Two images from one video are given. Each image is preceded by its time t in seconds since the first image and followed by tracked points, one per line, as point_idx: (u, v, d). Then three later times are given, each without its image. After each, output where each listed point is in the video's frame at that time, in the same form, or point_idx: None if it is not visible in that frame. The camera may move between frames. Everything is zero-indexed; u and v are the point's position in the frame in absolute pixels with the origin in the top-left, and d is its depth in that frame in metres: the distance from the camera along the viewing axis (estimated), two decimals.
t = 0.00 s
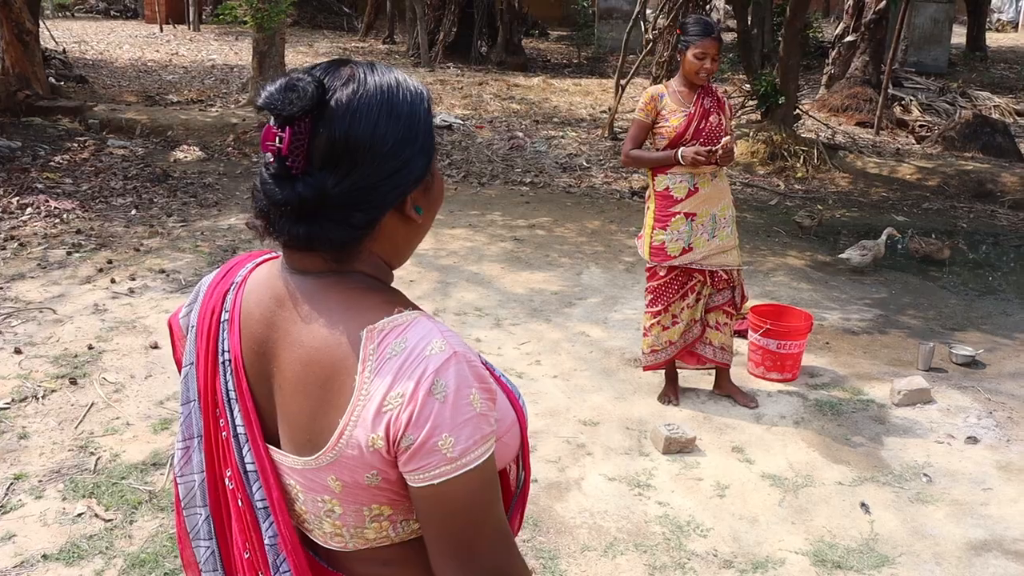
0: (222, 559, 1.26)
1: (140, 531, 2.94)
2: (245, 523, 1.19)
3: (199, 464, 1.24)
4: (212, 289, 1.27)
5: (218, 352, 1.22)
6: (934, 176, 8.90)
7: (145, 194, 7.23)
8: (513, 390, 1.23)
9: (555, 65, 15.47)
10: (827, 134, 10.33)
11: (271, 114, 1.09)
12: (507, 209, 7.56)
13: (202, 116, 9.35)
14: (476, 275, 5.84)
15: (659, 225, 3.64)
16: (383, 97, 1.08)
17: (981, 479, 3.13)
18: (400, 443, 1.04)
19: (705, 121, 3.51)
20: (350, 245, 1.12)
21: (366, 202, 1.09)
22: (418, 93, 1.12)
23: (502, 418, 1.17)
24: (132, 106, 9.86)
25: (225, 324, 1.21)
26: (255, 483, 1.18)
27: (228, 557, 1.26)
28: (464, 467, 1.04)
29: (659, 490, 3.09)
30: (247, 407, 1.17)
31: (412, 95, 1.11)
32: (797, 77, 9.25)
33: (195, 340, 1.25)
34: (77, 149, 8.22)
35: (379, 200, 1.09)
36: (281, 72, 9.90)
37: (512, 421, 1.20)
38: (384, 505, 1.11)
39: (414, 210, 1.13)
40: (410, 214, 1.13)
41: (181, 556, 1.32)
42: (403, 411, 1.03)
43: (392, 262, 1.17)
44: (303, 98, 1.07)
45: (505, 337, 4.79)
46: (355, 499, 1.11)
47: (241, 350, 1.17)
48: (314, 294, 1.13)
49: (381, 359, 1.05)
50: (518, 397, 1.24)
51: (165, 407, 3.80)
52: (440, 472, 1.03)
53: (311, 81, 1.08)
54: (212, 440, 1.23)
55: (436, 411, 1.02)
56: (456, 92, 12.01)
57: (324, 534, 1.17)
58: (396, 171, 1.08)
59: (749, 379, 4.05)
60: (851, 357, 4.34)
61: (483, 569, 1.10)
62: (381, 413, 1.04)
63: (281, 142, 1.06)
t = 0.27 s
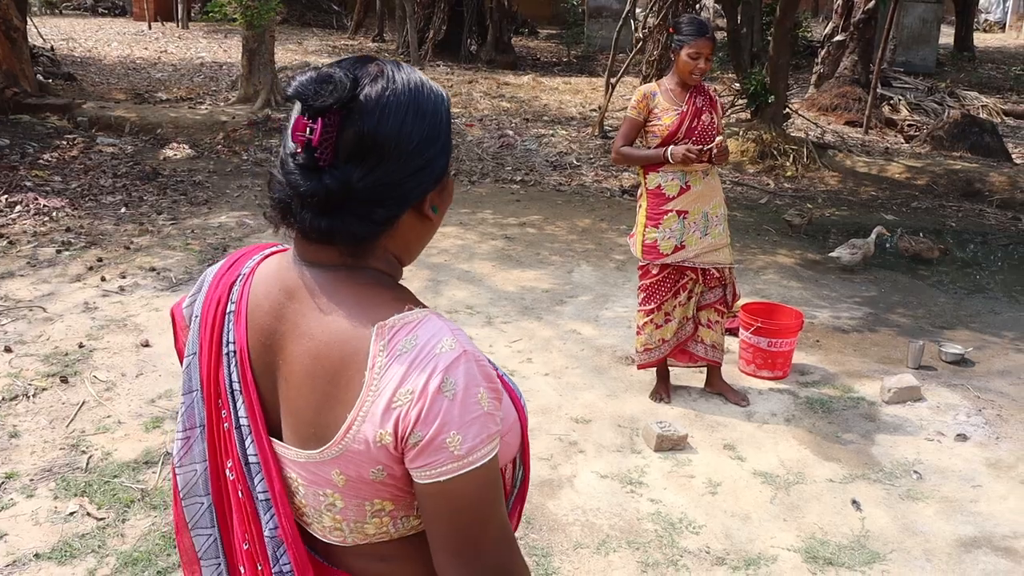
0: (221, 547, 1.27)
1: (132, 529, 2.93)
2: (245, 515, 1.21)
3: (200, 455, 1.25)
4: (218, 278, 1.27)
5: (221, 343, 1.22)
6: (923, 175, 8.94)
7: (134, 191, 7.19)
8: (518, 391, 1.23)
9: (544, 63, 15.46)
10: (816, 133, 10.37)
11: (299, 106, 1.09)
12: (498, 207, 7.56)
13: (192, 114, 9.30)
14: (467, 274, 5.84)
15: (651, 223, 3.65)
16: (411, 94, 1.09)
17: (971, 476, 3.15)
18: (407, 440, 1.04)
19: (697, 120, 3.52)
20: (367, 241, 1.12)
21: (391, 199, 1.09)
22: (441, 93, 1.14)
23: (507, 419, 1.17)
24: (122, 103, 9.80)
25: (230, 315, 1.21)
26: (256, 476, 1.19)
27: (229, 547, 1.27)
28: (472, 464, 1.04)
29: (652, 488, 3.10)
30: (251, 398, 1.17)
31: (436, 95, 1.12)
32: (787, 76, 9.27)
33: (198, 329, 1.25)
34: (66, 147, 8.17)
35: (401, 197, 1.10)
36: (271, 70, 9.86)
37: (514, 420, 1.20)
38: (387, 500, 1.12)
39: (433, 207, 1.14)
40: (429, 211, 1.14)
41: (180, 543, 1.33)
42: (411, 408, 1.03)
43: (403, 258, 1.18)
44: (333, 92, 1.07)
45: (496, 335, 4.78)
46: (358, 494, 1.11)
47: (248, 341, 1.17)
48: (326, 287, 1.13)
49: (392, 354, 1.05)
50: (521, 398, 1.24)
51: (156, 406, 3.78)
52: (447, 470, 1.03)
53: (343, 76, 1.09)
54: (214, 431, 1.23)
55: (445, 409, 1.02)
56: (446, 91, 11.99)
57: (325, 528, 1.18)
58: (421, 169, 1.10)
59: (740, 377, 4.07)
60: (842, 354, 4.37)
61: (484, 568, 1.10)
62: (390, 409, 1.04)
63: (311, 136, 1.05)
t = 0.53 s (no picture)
0: (221, 529, 1.28)
1: (123, 527, 2.90)
2: (247, 493, 1.22)
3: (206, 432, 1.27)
4: (231, 261, 1.30)
5: (232, 323, 1.25)
6: (912, 173, 8.98)
7: (124, 187, 7.14)
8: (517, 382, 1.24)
9: (535, 61, 15.45)
10: (806, 131, 10.40)
11: (315, 109, 1.10)
12: (489, 204, 7.54)
13: (182, 110, 9.24)
14: (458, 270, 5.82)
15: (643, 220, 3.65)
16: (424, 94, 1.11)
17: (960, 472, 3.17)
18: (398, 423, 1.05)
19: (690, 116, 3.51)
20: (375, 236, 1.14)
21: (402, 197, 1.11)
22: (452, 91, 1.15)
23: (503, 408, 1.18)
24: (111, 99, 9.73)
25: (241, 296, 1.24)
26: (258, 453, 1.21)
27: (229, 527, 1.28)
28: (460, 451, 1.05)
29: (643, 484, 3.10)
30: (255, 378, 1.20)
31: (447, 93, 1.14)
32: (777, 74, 9.29)
33: (211, 309, 1.28)
34: (55, 143, 8.11)
35: (411, 195, 1.12)
36: (262, 67, 9.81)
37: (513, 411, 1.21)
38: (380, 482, 1.13)
39: (441, 203, 1.16)
40: (437, 206, 1.16)
41: (179, 526, 1.34)
42: (402, 392, 1.04)
43: (408, 251, 1.20)
44: (348, 95, 1.08)
45: (488, 332, 4.78)
46: (352, 475, 1.13)
47: (255, 323, 1.20)
48: (331, 274, 1.15)
49: (387, 340, 1.07)
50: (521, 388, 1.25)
51: (147, 402, 3.76)
52: (436, 455, 1.04)
53: (358, 78, 1.10)
54: (220, 410, 1.26)
55: (435, 395, 1.03)
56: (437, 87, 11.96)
57: (322, 508, 1.19)
58: (432, 168, 1.12)
59: (731, 374, 4.08)
60: (831, 351, 4.39)
61: (472, 556, 1.10)
62: (381, 393, 1.05)
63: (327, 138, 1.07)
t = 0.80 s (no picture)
0: (234, 505, 1.31)
1: (112, 526, 2.87)
2: (260, 467, 1.27)
3: (222, 409, 1.31)
4: (248, 244, 1.34)
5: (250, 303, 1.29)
6: (902, 171, 9.00)
7: (114, 186, 7.09)
8: (522, 364, 1.25)
9: (526, 59, 15.43)
10: (797, 129, 10.42)
11: (313, 103, 1.11)
12: (480, 202, 7.52)
13: (172, 108, 9.18)
14: (449, 269, 5.80)
15: (635, 218, 3.63)
16: (418, 76, 1.11)
17: (951, 469, 3.17)
18: (394, 395, 1.07)
19: (681, 114, 3.51)
20: (379, 219, 1.16)
21: (404, 179, 1.13)
22: (444, 71, 1.16)
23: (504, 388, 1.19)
24: (101, 97, 9.66)
25: (258, 276, 1.28)
26: (273, 427, 1.25)
27: (243, 501, 1.31)
28: (455, 424, 1.06)
29: (634, 483, 3.09)
30: (269, 354, 1.24)
31: (440, 73, 1.15)
32: (768, 72, 9.31)
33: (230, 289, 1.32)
34: (45, 141, 8.05)
35: (413, 177, 1.13)
36: (252, 65, 9.76)
37: (515, 392, 1.22)
38: (382, 456, 1.16)
39: (442, 182, 1.18)
40: (439, 185, 1.18)
41: (201, 503, 1.38)
42: (398, 365, 1.06)
43: (413, 230, 1.21)
44: (344, 86, 1.09)
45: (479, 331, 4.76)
46: (355, 448, 1.16)
47: (269, 301, 1.24)
48: (338, 255, 1.17)
49: (383, 315, 1.09)
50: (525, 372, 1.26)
51: (137, 402, 3.72)
52: (430, 427, 1.06)
53: (353, 70, 1.10)
54: (237, 388, 1.30)
55: (430, 367, 1.05)
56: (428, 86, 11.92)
57: (329, 481, 1.23)
58: (431, 149, 1.13)
59: (722, 372, 4.08)
60: (822, 350, 4.40)
61: (467, 529, 1.11)
62: (379, 365, 1.08)
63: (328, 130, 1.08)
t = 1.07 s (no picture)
0: (247, 477, 1.36)
1: (106, 525, 2.85)
2: (271, 443, 1.31)
3: (239, 385, 1.36)
4: (268, 226, 1.38)
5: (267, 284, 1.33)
6: (896, 169, 9.02)
7: (107, 184, 7.05)
8: (530, 351, 1.27)
9: (520, 58, 15.40)
10: (791, 128, 10.42)
11: (338, 94, 1.14)
12: (474, 201, 7.50)
13: (166, 106, 9.13)
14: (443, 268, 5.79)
15: (628, 216, 3.62)
16: (437, 68, 1.14)
17: (944, 468, 3.17)
18: (405, 379, 1.10)
19: (674, 112, 3.50)
20: (398, 206, 1.19)
21: (424, 167, 1.16)
22: (460, 61, 1.19)
23: (513, 374, 1.21)
24: (95, 96, 9.61)
25: (275, 257, 1.32)
26: (283, 405, 1.29)
27: (258, 475, 1.35)
28: (465, 407, 1.09)
29: (628, 481, 3.08)
30: (283, 334, 1.28)
31: (456, 63, 1.17)
32: (762, 71, 9.30)
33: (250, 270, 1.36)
34: (38, 139, 8.00)
35: (432, 165, 1.17)
36: (246, 63, 9.71)
37: (524, 380, 1.24)
38: (390, 436, 1.20)
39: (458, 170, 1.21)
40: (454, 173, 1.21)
41: (220, 474, 1.42)
42: (410, 350, 1.09)
43: (428, 216, 1.25)
44: (368, 77, 1.12)
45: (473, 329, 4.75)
46: (365, 428, 1.20)
47: (286, 282, 1.28)
48: (353, 240, 1.21)
49: (395, 301, 1.12)
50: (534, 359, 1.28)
51: (130, 400, 3.69)
52: (441, 410, 1.09)
53: (376, 61, 1.13)
54: (252, 366, 1.34)
55: (441, 352, 1.08)
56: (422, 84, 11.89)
57: (339, 459, 1.28)
58: (449, 138, 1.16)
59: (716, 371, 4.08)
60: (816, 348, 4.41)
61: (477, 509, 1.13)
62: (391, 349, 1.11)
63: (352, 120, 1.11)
